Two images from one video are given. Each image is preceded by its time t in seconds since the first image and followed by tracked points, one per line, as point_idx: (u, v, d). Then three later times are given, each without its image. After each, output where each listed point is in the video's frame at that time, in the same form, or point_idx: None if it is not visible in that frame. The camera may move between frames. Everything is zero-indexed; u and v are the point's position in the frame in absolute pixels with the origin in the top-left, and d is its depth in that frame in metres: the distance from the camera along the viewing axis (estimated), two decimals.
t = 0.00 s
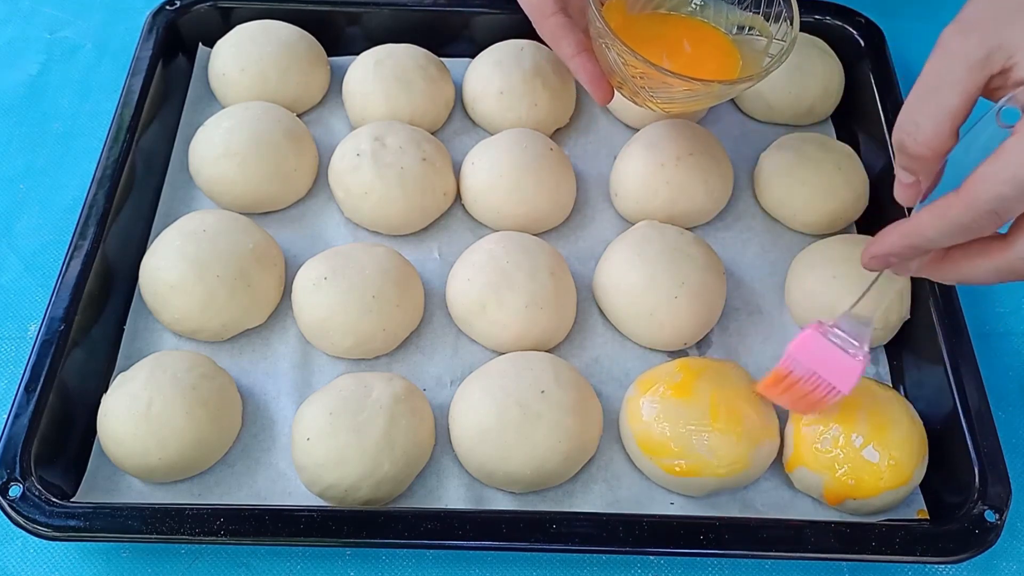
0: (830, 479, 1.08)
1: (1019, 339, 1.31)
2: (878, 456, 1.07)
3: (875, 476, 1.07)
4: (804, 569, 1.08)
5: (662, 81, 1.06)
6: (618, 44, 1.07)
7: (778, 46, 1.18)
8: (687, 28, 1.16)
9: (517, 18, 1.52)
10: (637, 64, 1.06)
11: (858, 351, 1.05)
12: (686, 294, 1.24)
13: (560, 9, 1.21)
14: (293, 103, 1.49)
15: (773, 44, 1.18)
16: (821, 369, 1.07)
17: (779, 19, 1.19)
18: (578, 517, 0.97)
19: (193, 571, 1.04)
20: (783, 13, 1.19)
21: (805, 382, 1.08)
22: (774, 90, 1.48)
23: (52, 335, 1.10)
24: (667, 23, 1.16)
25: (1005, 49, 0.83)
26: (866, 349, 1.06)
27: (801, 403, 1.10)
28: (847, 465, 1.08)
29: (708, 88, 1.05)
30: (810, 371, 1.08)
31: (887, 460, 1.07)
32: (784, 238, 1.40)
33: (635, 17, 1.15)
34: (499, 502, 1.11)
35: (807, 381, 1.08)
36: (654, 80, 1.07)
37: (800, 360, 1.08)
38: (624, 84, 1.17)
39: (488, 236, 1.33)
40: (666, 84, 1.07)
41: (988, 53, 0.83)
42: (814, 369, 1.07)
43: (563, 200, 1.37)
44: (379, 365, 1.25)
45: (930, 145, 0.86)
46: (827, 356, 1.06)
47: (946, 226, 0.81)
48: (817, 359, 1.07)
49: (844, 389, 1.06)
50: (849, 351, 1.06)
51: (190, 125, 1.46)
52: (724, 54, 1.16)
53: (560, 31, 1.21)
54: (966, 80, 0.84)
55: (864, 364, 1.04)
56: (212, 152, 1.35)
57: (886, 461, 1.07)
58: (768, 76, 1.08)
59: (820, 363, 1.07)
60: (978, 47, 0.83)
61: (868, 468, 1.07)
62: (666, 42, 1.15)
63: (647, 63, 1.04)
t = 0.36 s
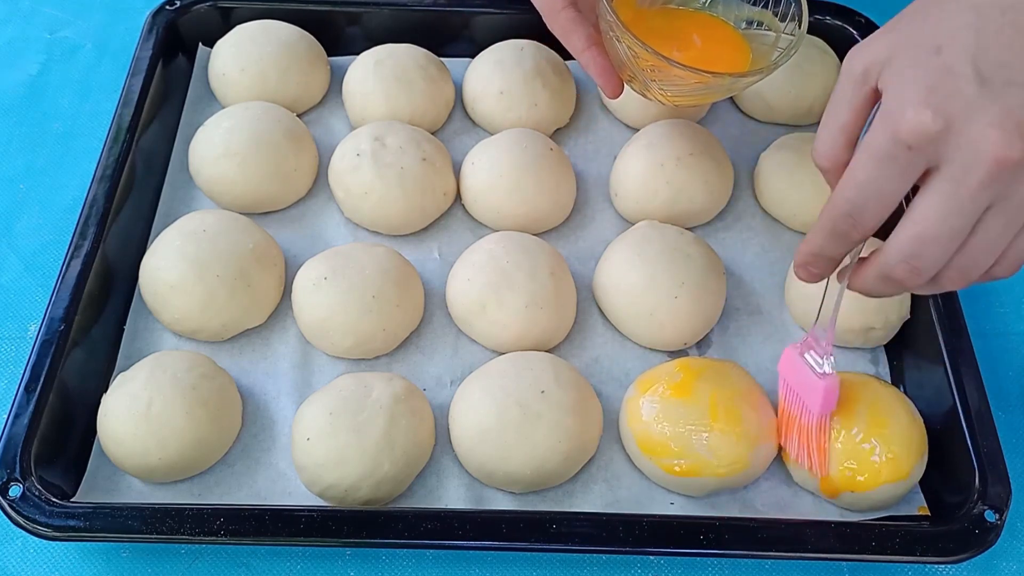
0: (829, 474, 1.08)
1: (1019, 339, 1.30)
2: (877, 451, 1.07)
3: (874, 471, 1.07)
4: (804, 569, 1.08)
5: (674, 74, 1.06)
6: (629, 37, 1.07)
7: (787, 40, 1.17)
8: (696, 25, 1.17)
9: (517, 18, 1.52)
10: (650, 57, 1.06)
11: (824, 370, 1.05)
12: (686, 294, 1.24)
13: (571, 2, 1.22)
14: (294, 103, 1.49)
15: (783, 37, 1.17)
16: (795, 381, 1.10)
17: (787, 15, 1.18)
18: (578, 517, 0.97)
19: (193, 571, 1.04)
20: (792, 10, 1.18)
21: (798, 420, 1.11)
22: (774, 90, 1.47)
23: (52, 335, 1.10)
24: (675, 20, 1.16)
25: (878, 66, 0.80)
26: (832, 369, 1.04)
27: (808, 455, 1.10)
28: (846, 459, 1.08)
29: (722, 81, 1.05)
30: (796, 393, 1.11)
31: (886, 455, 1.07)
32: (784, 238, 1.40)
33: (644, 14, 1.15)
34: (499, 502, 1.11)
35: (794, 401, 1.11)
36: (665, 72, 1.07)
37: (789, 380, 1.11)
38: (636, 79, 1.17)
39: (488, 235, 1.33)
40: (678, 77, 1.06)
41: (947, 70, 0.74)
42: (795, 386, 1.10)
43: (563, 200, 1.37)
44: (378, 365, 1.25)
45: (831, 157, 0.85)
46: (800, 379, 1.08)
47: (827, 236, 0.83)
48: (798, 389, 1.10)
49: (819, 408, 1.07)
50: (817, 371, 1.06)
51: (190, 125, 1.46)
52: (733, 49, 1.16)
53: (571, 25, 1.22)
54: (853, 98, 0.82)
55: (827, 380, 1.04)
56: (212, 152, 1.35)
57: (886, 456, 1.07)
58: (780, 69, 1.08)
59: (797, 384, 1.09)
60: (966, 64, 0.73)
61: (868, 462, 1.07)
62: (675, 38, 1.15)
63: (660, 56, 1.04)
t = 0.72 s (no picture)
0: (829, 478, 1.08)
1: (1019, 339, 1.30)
2: (877, 455, 1.07)
3: (875, 476, 1.07)
4: (804, 569, 1.08)
5: (674, 69, 1.06)
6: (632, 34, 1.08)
7: (786, 36, 1.18)
8: (699, 17, 1.16)
9: (517, 18, 1.52)
10: (651, 53, 1.06)
11: (859, 430, 1.06)
12: (686, 294, 1.24)
13: None
14: (293, 103, 1.49)
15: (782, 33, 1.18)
16: (828, 448, 1.05)
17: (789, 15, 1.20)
18: (578, 517, 0.97)
19: (193, 571, 1.04)
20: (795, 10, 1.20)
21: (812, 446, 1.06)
22: (774, 90, 1.47)
23: (52, 335, 1.10)
24: (678, 12, 1.15)
25: None
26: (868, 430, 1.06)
27: (797, 468, 1.08)
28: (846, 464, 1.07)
29: (719, 76, 1.04)
30: (819, 444, 1.06)
31: (887, 459, 1.07)
32: (784, 238, 1.40)
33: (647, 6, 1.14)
34: (499, 502, 1.11)
35: (808, 455, 1.07)
36: (665, 68, 1.07)
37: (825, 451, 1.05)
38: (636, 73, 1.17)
39: (488, 235, 1.33)
40: (677, 72, 1.07)
41: None
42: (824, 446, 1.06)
43: (563, 200, 1.37)
44: (378, 365, 1.25)
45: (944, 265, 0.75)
46: (833, 438, 1.06)
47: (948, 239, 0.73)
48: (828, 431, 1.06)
49: (850, 467, 1.04)
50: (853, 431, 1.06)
51: (190, 125, 1.46)
52: (734, 43, 1.15)
53: (573, 19, 1.26)
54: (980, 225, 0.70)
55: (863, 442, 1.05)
56: (212, 152, 1.35)
57: (886, 460, 1.07)
58: (775, 66, 1.09)
59: (829, 443, 1.06)
60: None
61: (868, 467, 1.07)
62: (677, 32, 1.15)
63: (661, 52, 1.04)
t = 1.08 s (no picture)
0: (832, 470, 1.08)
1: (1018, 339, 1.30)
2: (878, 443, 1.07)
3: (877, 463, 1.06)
4: (804, 569, 1.08)
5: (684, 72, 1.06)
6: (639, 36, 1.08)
7: (794, 36, 1.18)
8: (705, 18, 1.16)
9: (517, 18, 1.52)
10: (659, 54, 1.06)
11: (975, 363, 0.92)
12: (686, 294, 1.24)
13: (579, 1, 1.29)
14: (293, 103, 1.49)
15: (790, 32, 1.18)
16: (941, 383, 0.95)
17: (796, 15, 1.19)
18: (578, 517, 0.97)
19: (193, 571, 1.04)
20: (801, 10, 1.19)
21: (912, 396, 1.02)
22: (774, 90, 1.48)
23: (52, 335, 1.10)
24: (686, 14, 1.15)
25: None
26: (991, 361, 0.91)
27: (890, 423, 1.06)
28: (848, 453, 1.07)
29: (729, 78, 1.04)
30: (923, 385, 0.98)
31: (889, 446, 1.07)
32: (784, 238, 1.40)
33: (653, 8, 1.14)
34: (499, 502, 1.11)
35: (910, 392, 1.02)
36: (674, 70, 1.07)
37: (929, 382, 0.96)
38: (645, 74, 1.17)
39: (488, 235, 1.33)
40: (687, 74, 1.06)
41: None
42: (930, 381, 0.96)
43: (563, 200, 1.37)
44: (378, 365, 1.25)
45: None
46: (944, 377, 0.94)
47: None
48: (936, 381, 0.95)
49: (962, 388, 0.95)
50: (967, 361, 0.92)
51: (190, 125, 1.46)
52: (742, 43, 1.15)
53: (580, 23, 1.29)
54: None
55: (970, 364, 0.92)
56: (212, 152, 1.35)
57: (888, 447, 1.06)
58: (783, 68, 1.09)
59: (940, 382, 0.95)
60: None
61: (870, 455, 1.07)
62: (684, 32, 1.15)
63: (670, 54, 1.04)
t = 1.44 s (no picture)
0: (831, 483, 1.08)
1: (1018, 339, 1.30)
2: (881, 461, 1.07)
3: (877, 481, 1.07)
4: (804, 569, 1.08)
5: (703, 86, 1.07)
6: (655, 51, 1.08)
7: (808, 46, 1.20)
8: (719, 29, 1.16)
9: (517, 18, 1.52)
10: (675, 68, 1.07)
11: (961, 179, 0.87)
12: (686, 294, 1.24)
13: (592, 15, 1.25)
14: (293, 103, 1.49)
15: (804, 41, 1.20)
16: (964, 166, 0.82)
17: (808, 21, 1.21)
18: (579, 517, 0.97)
19: (193, 571, 1.04)
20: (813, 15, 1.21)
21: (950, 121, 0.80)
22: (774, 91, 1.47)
23: (52, 335, 1.10)
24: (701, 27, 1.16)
25: None
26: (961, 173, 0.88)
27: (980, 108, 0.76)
28: (850, 469, 1.07)
29: (748, 90, 1.06)
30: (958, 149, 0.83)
31: (890, 464, 1.07)
32: (784, 238, 1.40)
33: (666, 18, 1.15)
34: (499, 502, 1.11)
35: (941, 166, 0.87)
36: (693, 82, 1.08)
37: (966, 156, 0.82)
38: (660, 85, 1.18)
39: (488, 235, 1.33)
40: (706, 87, 1.07)
41: None
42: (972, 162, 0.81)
43: (563, 200, 1.37)
44: (378, 365, 1.25)
45: None
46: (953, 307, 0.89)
47: None
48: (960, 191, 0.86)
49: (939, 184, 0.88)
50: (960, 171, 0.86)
51: (190, 125, 1.46)
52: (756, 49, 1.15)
53: (594, 37, 1.25)
54: None
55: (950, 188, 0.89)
56: (212, 152, 1.35)
57: (890, 466, 1.07)
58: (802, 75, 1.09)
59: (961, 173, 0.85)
60: None
61: (871, 473, 1.07)
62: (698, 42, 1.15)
63: (687, 68, 1.04)
